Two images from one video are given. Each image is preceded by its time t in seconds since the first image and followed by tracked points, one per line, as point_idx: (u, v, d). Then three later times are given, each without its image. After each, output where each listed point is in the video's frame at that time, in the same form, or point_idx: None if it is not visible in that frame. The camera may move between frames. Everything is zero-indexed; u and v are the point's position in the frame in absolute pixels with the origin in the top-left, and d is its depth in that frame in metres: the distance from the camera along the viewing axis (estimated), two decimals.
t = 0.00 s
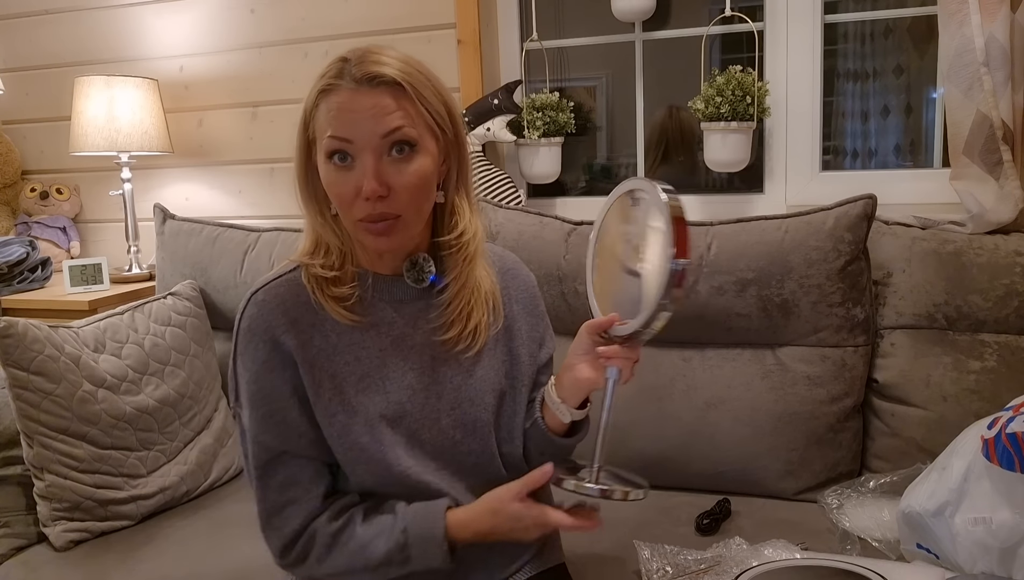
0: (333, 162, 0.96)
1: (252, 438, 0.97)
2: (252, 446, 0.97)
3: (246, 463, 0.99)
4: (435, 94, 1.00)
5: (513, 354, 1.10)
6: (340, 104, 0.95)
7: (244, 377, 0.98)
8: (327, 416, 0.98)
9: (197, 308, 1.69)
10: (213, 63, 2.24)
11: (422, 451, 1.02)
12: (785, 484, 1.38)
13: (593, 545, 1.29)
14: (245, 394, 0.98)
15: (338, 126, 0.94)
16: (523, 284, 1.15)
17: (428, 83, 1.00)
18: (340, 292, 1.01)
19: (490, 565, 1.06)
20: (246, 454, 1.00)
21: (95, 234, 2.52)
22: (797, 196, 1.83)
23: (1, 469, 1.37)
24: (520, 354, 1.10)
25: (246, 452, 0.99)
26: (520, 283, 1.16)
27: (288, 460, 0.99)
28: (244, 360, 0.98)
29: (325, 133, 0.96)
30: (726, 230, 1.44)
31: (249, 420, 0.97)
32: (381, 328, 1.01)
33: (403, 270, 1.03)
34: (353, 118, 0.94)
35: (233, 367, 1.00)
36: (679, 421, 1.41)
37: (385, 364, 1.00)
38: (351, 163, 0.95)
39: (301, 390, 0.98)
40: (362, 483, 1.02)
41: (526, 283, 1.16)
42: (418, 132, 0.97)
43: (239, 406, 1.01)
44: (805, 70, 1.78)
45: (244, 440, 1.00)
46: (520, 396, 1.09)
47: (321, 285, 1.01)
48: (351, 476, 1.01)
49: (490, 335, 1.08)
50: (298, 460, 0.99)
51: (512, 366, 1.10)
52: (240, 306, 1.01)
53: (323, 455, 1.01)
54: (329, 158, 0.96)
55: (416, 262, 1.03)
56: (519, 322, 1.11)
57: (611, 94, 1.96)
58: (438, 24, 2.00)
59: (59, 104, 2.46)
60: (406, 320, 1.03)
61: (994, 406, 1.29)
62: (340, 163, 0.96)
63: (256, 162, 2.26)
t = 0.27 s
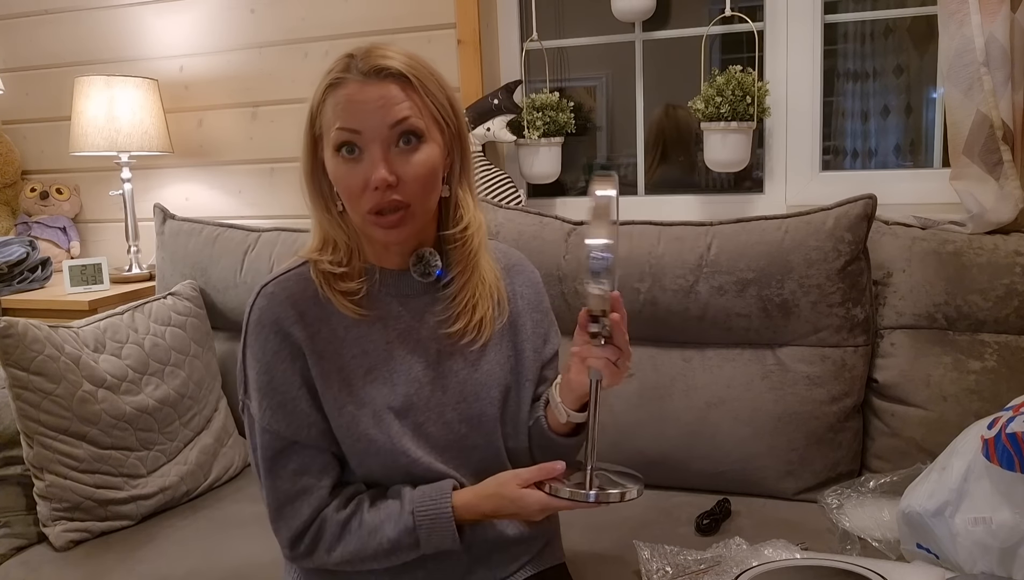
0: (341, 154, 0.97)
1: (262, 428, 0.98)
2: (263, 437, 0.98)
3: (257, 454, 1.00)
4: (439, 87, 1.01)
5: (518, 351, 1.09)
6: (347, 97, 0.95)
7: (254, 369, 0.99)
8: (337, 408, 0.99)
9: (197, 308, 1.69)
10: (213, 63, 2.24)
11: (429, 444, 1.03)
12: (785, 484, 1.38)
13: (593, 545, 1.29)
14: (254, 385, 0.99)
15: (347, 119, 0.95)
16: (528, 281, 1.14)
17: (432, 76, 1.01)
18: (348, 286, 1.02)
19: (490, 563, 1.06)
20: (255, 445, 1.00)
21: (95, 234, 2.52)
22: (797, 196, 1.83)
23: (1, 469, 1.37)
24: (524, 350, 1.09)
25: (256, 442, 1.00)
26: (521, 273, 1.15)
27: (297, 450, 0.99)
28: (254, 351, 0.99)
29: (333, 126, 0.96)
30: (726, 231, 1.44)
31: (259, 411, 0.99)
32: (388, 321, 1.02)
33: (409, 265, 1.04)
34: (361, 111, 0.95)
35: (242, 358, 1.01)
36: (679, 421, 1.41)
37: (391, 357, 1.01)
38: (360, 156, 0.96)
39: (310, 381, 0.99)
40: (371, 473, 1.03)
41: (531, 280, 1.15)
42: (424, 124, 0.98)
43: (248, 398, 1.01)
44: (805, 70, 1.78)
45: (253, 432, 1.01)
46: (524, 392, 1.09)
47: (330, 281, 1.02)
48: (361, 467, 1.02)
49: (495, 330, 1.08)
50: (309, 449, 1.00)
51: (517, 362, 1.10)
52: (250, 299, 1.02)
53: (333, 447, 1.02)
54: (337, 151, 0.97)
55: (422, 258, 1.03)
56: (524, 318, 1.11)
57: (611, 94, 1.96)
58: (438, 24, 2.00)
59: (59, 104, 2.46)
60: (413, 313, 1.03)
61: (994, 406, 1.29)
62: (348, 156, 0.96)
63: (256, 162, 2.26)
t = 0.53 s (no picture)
0: (352, 155, 0.97)
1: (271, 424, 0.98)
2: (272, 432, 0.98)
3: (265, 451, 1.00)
4: (447, 89, 1.02)
5: (523, 349, 1.10)
6: (358, 99, 0.96)
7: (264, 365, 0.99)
8: (346, 405, 0.99)
9: (197, 308, 1.69)
10: (213, 63, 2.24)
11: (437, 442, 1.03)
12: (785, 484, 1.38)
13: (593, 545, 1.29)
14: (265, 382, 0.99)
15: (358, 120, 0.95)
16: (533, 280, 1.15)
17: (440, 78, 1.02)
18: (358, 285, 1.02)
19: (490, 564, 1.06)
20: (263, 441, 1.01)
21: (95, 234, 2.52)
22: (797, 196, 1.83)
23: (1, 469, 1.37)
24: (530, 348, 1.10)
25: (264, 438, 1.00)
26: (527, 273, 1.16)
27: (305, 449, 1.00)
28: (265, 348, 1.00)
29: (344, 127, 0.97)
30: (726, 231, 1.44)
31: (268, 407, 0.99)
32: (396, 318, 1.02)
33: (417, 263, 1.04)
34: (372, 112, 0.95)
35: (253, 355, 1.02)
36: (679, 421, 1.41)
37: (399, 354, 1.01)
38: (370, 156, 0.96)
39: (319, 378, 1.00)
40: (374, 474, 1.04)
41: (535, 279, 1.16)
42: (433, 125, 0.98)
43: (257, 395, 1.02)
44: (805, 70, 1.78)
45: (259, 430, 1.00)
46: (530, 390, 1.10)
47: (339, 280, 1.02)
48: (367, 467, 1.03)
49: (502, 328, 1.08)
50: (317, 447, 1.00)
51: (523, 360, 1.10)
52: (261, 299, 1.02)
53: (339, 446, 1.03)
54: (348, 152, 0.97)
55: (430, 256, 1.04)
56: (529, 316, 1.11)
57: (611, 94, 1.96)
58: (438, 24, 2.00)
59: (59, 104, 2.46)
60: (421, 311, 1.04)
61: (994, 406, 1.29)
62: (359, 156, 0.96)
63: (257, 162, 2.26)
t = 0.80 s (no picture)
0: (361, 152, 0.97)
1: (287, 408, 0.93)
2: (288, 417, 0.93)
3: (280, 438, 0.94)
4: (452, 88, 1.03)
5: (525, 343, 1.12)
6: (368, 96, 0.96)
7: (279, 353, 0.96)
8: (360, 393, 0.98)
9: (197, 308, 1.69)
10: (213, 63, 2.24)
11: (445, 436, 1.03)
12: (784, 484, 1.38)
13: (593, 545, 1.29)
14: (280, 370, 0.95)
15: (368, 117, 0.95)
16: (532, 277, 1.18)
17: (445, 78, 1.03)
18: (367, 282, 1.02)
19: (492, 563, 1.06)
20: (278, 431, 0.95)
21: (95, 234, 2.52)
22: (797, 196, 1.83)
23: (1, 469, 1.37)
24: (531, 342, 1.13)
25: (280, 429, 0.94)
26: (528, 272, 1.19)
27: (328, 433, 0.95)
28: (277, 336, 0.96)
29: (353, 124, 0.97)
30: (726, 231, 1.44)
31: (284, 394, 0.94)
32: (403, 314, 1.03)
33: (423, 260, 1.06)
34: (382, 109, 0.95)
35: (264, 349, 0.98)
36: (679, 422, 1.41)
37: (407, 348, 1.01)
38: (380, 153, 0.96)
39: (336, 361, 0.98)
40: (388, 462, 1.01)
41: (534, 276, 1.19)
42: (441, 122, 0.99)
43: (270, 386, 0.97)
44: (806, 70, 1.78)
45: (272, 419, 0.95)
46: (533, 384, 1.12)
47: (348, 277, 1.02)
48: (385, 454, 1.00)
49: (505, 323, 1.10)
50: (338, 430, 0.95)
51: (525, 354, 1.13)
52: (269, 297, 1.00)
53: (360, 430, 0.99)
54: (357, 149, 0.97)
55: (436, 252, 1.05)
56: (531, 311, 1.14)
57: (611, 94, 1.96)
58: (438, 24, 2.00)
59: (59, 104, 2.46)
60: (427, 306, 1.05)
61: (994, 406, 1.29)
62: (369, 153, 0.96)
63: (257, 162, 2.25)
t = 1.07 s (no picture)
0: (362, 152, 0.97)
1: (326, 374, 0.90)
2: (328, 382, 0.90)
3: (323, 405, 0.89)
4: (451, 86, 1.03)
5: (526, 342, 1.12)
6: (366, 97, 0.96)
7: (303, 332, 0.94)
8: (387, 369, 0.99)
9: (197, 308, 1.69)
10: (213, 63, 2.24)
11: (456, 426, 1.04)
12: (784, 484, 1.38)
13: (593, 545, 1.29)
14: (307, 345, 0.93)
15: (367, 116, 0.95)
16: (532, 274, 1.19)
17: (443, 75, 1.03)
18: (376, 273, 1.03)
19: (490, 557, 1.06)
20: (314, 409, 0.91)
21: (95, 234, 2.52)
22: (797, 196, 1.83)
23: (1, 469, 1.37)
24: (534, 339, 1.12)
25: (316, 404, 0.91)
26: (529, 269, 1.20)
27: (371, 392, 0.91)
28: (303, 312, 0.95)
29: (353, 125, 0.97)
30: (726, 231, 1.45)
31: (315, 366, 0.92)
32: (411, 305, 1.04)
33: (430, 254, 1.07)
34: (381, 108, 0.95)
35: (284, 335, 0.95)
36: (678, 422, 1.41)
37: (416, 338, 1.03)
38: (380, 152, 0.96)
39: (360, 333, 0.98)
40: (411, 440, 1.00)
41: (534, 273, 1.20)
42: (440, 120, 0.99)
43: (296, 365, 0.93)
44: (806, 70, 1.78)
45: (307, 392, 0.92)
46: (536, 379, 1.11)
47: (357, 270, 1.03)
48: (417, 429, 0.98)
49: (508, 319, 1.11)
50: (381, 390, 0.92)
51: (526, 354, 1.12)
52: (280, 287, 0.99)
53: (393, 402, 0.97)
54: (357, 149, 0.97)
55: (443, 247, 1.06)
56: (530, 309, 1.14)
57: (611, 94, 1.96)
58: (438, 24, 2.00)
59: (59, 104, 2.46)
60: (434, 301, 1.06)
61: (994, 406, 1.29)
62: (369, 153, 0.97)
63: (257, 162, 2.26)
